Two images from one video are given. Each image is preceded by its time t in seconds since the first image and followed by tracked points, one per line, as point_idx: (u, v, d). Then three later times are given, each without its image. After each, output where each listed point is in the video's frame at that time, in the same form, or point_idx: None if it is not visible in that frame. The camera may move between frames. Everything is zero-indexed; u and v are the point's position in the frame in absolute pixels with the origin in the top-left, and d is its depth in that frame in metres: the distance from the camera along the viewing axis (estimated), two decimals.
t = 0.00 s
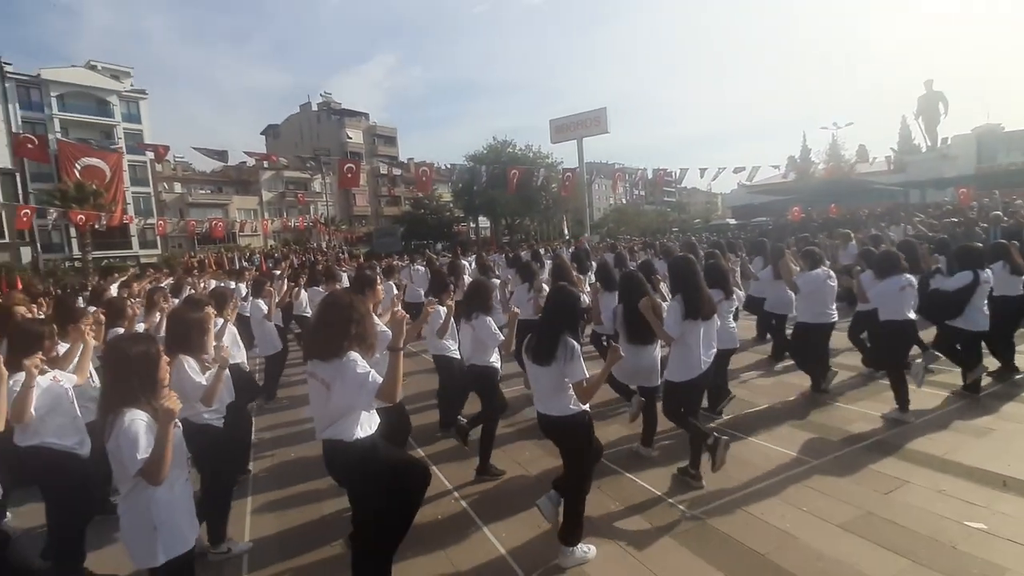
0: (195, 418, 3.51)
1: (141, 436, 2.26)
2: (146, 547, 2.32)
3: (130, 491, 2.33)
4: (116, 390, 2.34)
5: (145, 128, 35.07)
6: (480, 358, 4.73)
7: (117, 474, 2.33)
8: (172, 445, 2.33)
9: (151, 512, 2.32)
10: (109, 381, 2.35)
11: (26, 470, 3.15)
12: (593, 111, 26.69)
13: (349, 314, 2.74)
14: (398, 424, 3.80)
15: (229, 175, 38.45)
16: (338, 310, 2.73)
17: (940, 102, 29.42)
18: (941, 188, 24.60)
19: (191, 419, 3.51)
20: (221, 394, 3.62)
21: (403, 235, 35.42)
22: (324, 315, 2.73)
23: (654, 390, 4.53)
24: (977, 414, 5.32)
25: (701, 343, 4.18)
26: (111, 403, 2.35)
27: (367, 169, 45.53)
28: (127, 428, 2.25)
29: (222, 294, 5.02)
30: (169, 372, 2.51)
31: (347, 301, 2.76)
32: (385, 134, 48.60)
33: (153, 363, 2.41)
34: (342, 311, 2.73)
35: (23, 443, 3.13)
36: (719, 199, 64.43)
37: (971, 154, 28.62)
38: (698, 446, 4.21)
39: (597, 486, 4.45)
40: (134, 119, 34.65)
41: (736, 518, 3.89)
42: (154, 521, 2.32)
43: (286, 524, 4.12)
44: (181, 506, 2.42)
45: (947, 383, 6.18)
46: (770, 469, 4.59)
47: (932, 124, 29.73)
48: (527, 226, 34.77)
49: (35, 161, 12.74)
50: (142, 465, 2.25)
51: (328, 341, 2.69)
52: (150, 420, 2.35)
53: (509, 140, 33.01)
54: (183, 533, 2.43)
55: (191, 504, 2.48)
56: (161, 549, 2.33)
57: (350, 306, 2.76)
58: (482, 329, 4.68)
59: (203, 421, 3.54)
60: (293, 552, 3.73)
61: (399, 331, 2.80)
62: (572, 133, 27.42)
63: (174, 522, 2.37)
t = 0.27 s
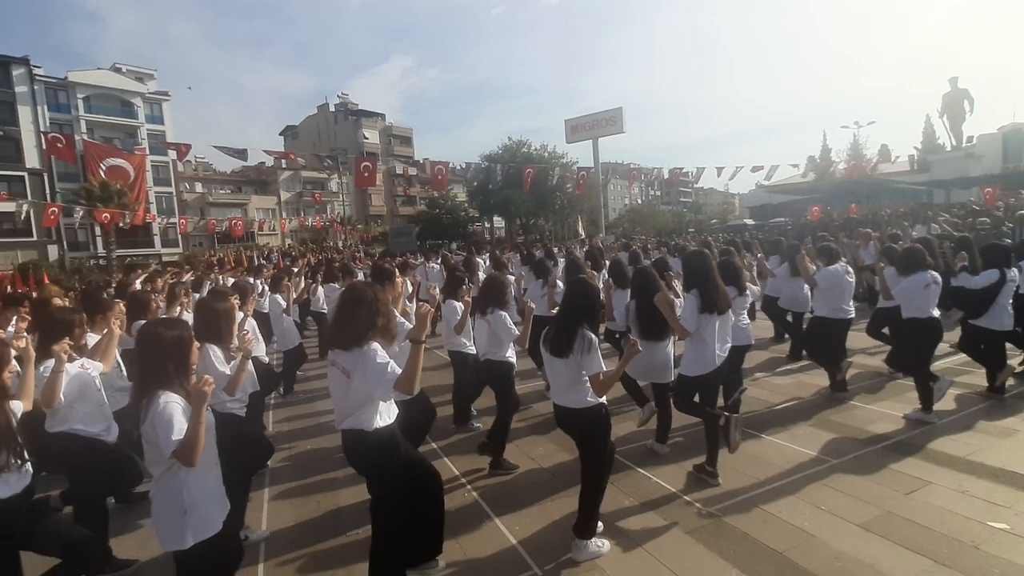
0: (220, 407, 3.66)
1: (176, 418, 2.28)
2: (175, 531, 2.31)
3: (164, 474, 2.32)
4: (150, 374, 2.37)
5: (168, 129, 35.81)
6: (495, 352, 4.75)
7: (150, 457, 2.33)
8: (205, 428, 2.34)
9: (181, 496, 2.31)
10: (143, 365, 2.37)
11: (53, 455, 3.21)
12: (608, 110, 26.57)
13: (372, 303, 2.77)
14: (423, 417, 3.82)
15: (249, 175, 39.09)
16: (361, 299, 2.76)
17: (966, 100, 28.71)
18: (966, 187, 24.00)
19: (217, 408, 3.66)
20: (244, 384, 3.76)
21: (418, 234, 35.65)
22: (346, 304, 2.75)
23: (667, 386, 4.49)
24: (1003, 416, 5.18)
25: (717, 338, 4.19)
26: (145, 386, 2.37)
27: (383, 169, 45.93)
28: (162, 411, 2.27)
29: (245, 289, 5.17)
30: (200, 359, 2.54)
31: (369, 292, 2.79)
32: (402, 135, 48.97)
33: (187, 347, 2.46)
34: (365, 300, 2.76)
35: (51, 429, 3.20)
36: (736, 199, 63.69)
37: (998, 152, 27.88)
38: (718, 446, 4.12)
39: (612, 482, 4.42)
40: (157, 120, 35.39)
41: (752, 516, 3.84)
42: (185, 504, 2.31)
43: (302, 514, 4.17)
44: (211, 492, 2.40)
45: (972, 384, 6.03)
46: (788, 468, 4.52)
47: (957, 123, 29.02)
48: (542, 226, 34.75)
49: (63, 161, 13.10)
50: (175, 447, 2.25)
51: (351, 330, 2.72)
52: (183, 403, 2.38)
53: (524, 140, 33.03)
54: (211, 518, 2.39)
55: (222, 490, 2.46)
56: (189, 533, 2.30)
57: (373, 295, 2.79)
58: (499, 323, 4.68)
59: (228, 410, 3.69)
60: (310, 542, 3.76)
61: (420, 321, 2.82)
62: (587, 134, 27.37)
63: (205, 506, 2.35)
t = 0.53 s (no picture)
0: (234, 399, 3.63)
1: (192, 410, 2.30)
2: (191, 520, 2.32)
3: (179, 464, 2.34)
4: (166, 364, 2.38)
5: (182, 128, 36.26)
6: (506, 348, 4.73)
7: (167, 448, 2.34)
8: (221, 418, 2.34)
9: (197, 485, 2.32)
10: (159, 356, 2.37)
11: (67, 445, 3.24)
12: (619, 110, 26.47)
13: (385, 295, 2.77)
14: (433, 413, 3.82)
15: (261, 174, 39.45)
16: (376, 290, 2.76)
17: (984, 99, 28.22)
18: (984, 187, 23.56)
19: (231, 400, 3.64)
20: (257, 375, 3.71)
21: (428, 233, 35.79)
22: (362, 294, 2.76)
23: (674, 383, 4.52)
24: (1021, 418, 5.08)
25: (726, 335, 4.19)
26: (162, 376, 2.38)
27: (394, 169, 46.17)
28: (178, 402, 2.29)
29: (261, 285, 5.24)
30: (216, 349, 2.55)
31: (382, 282, 2.78)
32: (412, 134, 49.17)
33: (205, 337, 2.46)
34: (378, 292, 2.75)
35: (67, 419, 3.23)
36: (748, 200, 63.19)
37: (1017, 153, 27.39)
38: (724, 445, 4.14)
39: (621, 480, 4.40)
40: (171, 120, 35.83)
41: (762, 516, 3.80)
42: (201, 494, 2.32)
43: (311, 507, 4.19)
44: (227, 481, 2.41)
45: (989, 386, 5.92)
46: (799, 468, 4.47)
47: (975, 123, 28.54)
48: (551, 226, 34.74)
49: (80, 159, 13.30)
50: (192, 438, 2.27)
51: (365, 321, 2.73)
52: (200, 394, 2.39)
53: (534, 140, 33.02)
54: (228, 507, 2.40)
55: (238, 480, 2.47)
56: (205, 523, 2.31)
57: (387, 285, 2.78)
58: (508, 318, 4.70)
59: (241, 403, 3.65)
60: (319, 536, 3.76)
61: (433, 311, 2.83)
62: (597, 134, 27.32)
63: (222, 495, 2.35)
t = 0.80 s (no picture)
0: (244, 392, 3.68)
1: (203, 400, 2.31)
2: (199, 510, 2.33)
3: (188, 454, 2.35)
4: (179, 356, 2.39)
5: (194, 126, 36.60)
6: (514, 344, 4.71)
7: (177, 437, 2.36)
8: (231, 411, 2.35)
9: (205, 476, 2.33)
10: (172, 347, 2.40)
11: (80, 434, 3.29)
12: (628, 110, 26.36)
13: (398, 288, 2.78)
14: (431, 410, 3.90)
15: (271, 172, 39.74)
16: (388, 283, 2.77)
17: (1000, 100, 27.80)
18: (999, 190, 23.25)
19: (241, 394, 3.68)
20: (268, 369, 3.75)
21: (436, 232, 35.87)
22: (375, 287, 2.78)
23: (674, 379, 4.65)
24: None
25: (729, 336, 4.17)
26: (174, 367, 2.40)
27: (403, 168, 46.32)
28: (190, 392, 2.31)
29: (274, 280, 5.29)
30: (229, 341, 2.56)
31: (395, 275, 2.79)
32: (421, 134, 49.29)
33: (217, 329, 2.47)
34: (391, 285, 2.78)
35: (80, 409, 3.28)
36: (758, 201, 62.73)
37: None
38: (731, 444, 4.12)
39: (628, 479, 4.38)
40: (184, 118, 36.16)
41: (771, 516, 3.77)
42: (209, 485, 2.33)
43: (318, 500, 4.20)
44: (236, 473, 2.42)
45: (1004, 389, 5.83)
46: (809, 469, 4.43)
47: (991, 124, 28.13)
48: (559, 226, 34.68)
49: (94, 156, 13.46)
50: (202, 428, 2.27)
51: (376, 313, 2.74)
52: (210, 385, 2.40)
53: (543, 140, 32.98)
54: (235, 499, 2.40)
55: (246, 473, 2.47)
56: (212, 513, 2.32)
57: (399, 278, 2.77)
58: (517, 315, 4.73)
59: (250, 396, 3.72)
60: (326, 530, 3.76)
61: (446, 307, 2.79)
62: (606, 134, 27.23)
63: (230, 486, 2.36)
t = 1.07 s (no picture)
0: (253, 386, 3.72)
1: (211, 389, 2.31)
2: (204, 500, 2.32)
3: (193, 446, 2.35)
4: (189, 346, 2.40)
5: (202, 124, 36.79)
6: (518, 341, 4.72)
7: (184, 426, 2.36)
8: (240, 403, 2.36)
9: (211, 466, 2.33)
10: (183, 337, 2.41)
11: (92, 424, 3.33)
12: (635, 111, 26.28)
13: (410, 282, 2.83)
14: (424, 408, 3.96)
15: (278, 170, 39.90)
16: (398, 277, 2.77)
17: (1011, 103, 27.53)
18: (1010, 193, 23.03)
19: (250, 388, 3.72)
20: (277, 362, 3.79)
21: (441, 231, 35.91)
22: (383, 281, 2.79)
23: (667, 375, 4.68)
24: None
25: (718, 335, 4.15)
26: (185, 357, 2.42)
27: (409, 167, 46.40)
28: (199, 380, 2.31)
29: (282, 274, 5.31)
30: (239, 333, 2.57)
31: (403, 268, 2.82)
32: (427, 133, 49.35)
33: (227, 320, 2.48)
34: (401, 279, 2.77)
35: (90, 400, 3.32)
36: (765, 203, 62.42)
37: None
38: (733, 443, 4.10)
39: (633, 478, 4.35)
40: (192, 115, 36.32)
41: (777, 517, 3.73)
42: (215, 475, 2.32)
43: (321, 494, 4.20)
44: (242, 466, 2.41)
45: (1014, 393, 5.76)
46: (815, 470, 4.39)
47: (1002, 127, 27.85)
48: (564, 226, 34.63)
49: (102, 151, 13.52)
50: (211, 417, 2.27)
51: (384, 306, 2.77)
52: (220, 375, 2.41)
53: (549, 140, 32.93)
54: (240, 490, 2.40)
55: (251, 464, 2.47)
56: (217, 504, 2.32)
57: (409, 273, 2.79)
58: (521, 311, 4.75)
59: (261, 390, 3.72)
60: (330, 524, 3.77)
61: (455, 302, 2.82)
62: (612, 134, 27.15)
63: (235, 478, 2.36)
